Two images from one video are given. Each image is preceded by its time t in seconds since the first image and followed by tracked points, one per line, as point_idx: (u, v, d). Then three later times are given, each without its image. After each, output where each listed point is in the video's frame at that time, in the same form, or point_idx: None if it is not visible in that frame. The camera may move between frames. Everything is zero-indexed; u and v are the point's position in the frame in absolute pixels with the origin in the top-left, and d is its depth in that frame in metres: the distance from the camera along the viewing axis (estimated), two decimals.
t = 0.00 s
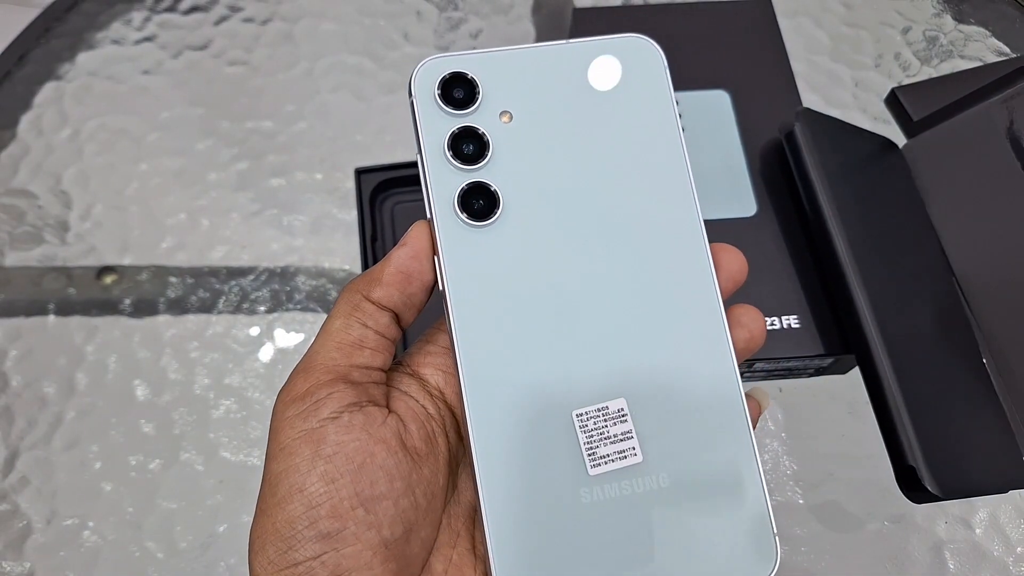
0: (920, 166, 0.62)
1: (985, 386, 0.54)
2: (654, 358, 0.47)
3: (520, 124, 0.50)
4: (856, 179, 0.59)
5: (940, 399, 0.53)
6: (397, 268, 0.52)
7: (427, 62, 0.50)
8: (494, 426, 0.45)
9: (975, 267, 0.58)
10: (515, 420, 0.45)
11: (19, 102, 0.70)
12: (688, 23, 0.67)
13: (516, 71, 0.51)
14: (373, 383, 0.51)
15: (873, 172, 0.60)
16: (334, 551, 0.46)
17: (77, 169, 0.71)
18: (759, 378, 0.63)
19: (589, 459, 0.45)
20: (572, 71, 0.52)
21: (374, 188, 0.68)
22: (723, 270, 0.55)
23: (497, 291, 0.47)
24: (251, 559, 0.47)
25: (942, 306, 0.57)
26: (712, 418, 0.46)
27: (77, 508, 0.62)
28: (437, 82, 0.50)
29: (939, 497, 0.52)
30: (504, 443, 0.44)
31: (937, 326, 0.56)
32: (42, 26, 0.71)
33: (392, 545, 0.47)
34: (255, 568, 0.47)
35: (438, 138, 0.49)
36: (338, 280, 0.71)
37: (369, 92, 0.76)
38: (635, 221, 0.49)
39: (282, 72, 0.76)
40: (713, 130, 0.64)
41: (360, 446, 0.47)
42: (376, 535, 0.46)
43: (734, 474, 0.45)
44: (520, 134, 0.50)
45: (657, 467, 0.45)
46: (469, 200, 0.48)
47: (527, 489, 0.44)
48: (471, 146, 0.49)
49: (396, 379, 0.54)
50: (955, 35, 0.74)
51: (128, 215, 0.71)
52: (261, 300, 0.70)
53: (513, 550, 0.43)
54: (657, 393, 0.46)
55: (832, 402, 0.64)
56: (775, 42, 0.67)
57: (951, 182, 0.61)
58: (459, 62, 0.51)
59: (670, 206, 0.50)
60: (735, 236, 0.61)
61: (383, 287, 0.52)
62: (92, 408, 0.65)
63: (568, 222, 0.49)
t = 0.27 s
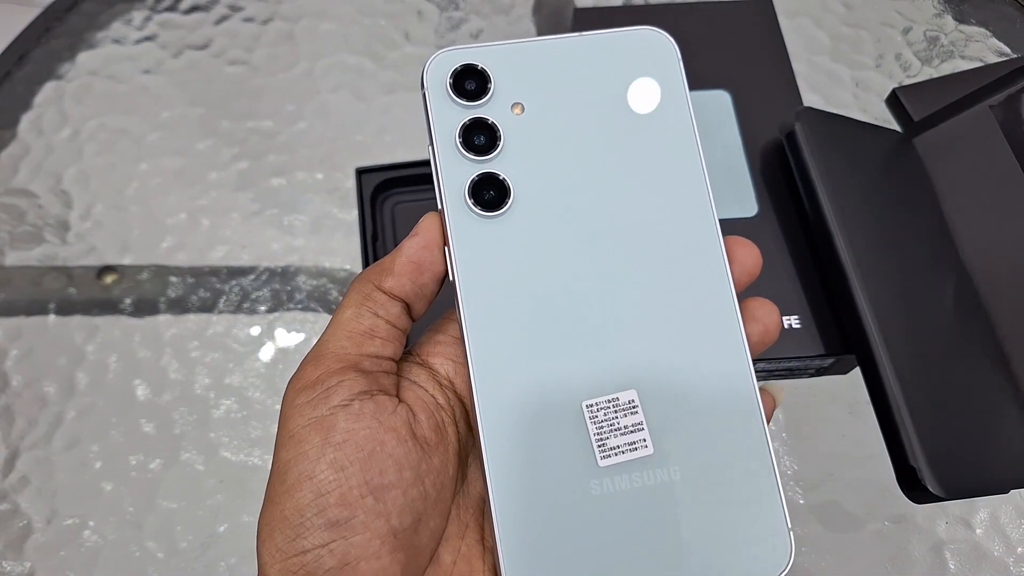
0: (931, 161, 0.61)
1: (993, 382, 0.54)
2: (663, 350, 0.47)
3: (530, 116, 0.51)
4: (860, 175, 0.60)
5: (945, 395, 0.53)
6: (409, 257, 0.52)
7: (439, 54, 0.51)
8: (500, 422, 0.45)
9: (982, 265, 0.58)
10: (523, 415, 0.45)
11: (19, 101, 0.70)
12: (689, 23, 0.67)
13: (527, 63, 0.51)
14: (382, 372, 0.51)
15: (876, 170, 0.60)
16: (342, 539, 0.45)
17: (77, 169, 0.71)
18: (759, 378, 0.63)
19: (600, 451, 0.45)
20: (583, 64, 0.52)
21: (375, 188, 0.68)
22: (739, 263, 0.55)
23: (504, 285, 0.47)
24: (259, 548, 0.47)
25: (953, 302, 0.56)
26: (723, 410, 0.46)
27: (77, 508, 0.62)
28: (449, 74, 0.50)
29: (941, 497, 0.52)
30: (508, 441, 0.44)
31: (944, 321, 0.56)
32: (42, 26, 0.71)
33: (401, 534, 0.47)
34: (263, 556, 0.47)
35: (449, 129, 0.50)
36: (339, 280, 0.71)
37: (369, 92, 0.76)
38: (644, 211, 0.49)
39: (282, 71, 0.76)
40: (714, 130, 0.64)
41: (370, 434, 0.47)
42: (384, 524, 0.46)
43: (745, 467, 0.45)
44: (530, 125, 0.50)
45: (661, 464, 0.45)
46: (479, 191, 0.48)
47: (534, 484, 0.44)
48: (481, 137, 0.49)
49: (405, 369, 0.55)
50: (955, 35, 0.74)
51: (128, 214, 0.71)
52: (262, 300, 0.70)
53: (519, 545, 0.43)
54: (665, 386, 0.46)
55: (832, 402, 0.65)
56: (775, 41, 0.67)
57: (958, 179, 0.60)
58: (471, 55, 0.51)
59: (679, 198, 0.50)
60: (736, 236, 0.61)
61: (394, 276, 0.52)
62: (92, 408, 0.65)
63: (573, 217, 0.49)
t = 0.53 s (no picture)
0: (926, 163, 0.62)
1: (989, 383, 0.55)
2: (660, 351, 0.47)
3: (527, 120, 0.51)
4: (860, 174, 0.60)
5: (943, 395, 0.53)
6: (409, 258, 0.52)
7: (437, 60, 0.51)
8: (499, 422, 0.45)
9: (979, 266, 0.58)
10: (523, 414, 0.45)
11: (19, 101, 0.70)
12: (689, 23, 0.67)
13: (524, 68, 0.52)
14: (382, 372, 0.51)
15: (875, 169, 0.60)
16: (341, 537, 0.45)
17: (77, 169, 0.71)
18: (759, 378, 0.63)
19: (598, 447, 0.45)
20: (580, 69, 0.52)
21: (375, 188, 0.68)
22: (732, 264, 0.55)
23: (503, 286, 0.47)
24: (259, 544, 0.47)
25: (950, 303, 0.56)
26: (722, 408, 0.46)
27: (77, 508, 0.62)
28: (448, 79, 0.50)
29: (940, 497, 0.52)
30: (508, 441, 0.44)
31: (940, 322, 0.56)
32: (42, 26, 0.71)
33: (399, 532, 0.47)
34: (262, 553, 0.47)
35: (447, 134, 0.50)
36: (339, 280, 0.71)
37: (369, 91, 0.76)
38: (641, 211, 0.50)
39: (282, 71, 0.76)
40: (714, 130, 0.64)
41: (369, 432, 0.47)
42: (383, 522, 0.46)
43: (746, 465, 0.45)
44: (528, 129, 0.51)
45: (661, 464, 0.45)
46: (477, 192, 0.48)
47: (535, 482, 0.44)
48: (479, 140, 0.49)
49: (405, 368, 0.55)
50: (955, 35, 0.74)
51: (128, 214, 0.71)
52: (262, 300, 0.70)
53: (518, 544, 0.43)
54: (663, 386, 0.46)
55: (832, 402, 0.64)
56: (775, 42, 0.67)
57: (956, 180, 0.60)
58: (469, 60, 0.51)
59: (678, 198, 0.50)
60: (735, 236, 0.61)
61: (394, 277, 0.53)
62: (92, 408, 0.65)
63: (571, 221, 0.49)
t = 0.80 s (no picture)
0: (927, 158, 0.61)
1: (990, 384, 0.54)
2: (656, 371, 0.47)
3: (522, 145, 0.51)
4: (860, 178, 0.59)
5: (942, 398, 0.53)
6: (407, 279, 0.52)
7: (433, 85, 0.51)
8: (497, 430, 0.45)
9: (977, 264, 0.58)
10: (522, 421, 0.45)
11: (19, 102, 0.70)
12: (688, 23, 0.67)
13: (519, 94, 0.52)
14: (380, 395, 0.51)
15: (875, 168, 0.60)
16: (337, 563, 0.45)
17: (77, 169, 0.71)
18: (759, 378, 0.63)
19: (596, 466, 0.44)
20: (573, 98, 0.53)
21: (374, 189, 0.68)
22: (722, 287, 0.55)
23: (500, 303, 0.47)
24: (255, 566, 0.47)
25: (950, 302, 0.56)
26: (721, 423, 0.46)
27: (77, 508, 0.62)
28: (445, 103, 0.51)
29: (940, 497, 0.52)
30: (508, 443, 0.44)
31: (940, 327, 0.55)
32: (42, 26, 0.71)
33: (396, 557, 0.47)
34: None
35: (444, 155, 0.50)
36: (339, 280, 0.71)
37: (369, 91, 0.76)
38: (636, 238, 0.50)
39: (281, 71, 0.76)
40: (713, 131, 0.64)
41: (366, 456, 0.47)
42: (379, 547, 0.46)
43: (745, 474, 0.45)
44: (523, 154, 0.51)
45: (660, 468, 0.45)
46: (475, 213, 0.49)
47: (537, 495, 0.44)
48: (476, 163, 0.50)
49: (402, 391, 0.55)
50: (955, 35, 0.74)
51: (128, 215, 0.71)
52: (261, 300, 0.70)
53: (518, 552, 0.43)
54: (661, 391, 0.47)
55: (832, 402, 0.64)
56: (775, 42, 0.67)
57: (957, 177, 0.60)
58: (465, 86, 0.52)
59: (673, 221, 0.50)
60: (735, 235, 0.61)
61: (393, 300, 0.52)
62: (92, 408, 0.65)
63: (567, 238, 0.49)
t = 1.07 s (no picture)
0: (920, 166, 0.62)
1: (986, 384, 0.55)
2: (654, 368, 0.47)
3: (521, 134, 0.51)
4: (859, 180, 0.59)
5: (942, 398, 0.53)
6: (403, 273, 0.52)
7: (430, 74, 0.51)
8: (496, 429, 0.45)
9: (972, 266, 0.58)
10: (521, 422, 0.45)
11: (19, 101, 0.70)
12: (689, 23, 0.67)
13: (517, 82, 0.51)
14: (375, 389, 0.51)
15: (874, 170, 0.60)
16: (332, 557, 0.46)
17: (77, 169, 0.71)
18: (759, 378, 0.63)
19: (595, 460, 0.44)
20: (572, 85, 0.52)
21: (375, 188, 0.68)
22: (723, 278, 0.55)
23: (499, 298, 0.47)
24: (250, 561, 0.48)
25: (945, 306, 0.57)
26: (720, 420, 0.46)
27: (77, 508, 0.62)
28: (441, 93, 0.50)
29: (940, 497, 0.52)
30: (508, 442, 0.45)
31: (938, 329, 0.56)
32: (43, 26, 0.71)
33: (392, 551, 0.47)
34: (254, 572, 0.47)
35: (442, 146, 0.49)
36: (339, 280, 0.71)
37: (369, 91, 0.76)
38: (635, 228, 0.49)
39: (282, 71, 0.76)
40: (714, 131, 0.64)
41: (361, 451, 0.47)
42: (375, 542, 0.46)
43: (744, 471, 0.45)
44: (521, 143, 0.51)
45: (662, 467, 0.45)
46: (473, 204, 0.48)
47: (534, 492, 0.44)
48: (474, 153, 0.49)
49: (399, 385, 0.55)
50: (955, 35, 0.74)
51: (128, 214, 0.71)
52: (262, 300, 0.70)
53: (518, 554, 0.43)
54: (659, 391, 0.46)
55: (832, 403, 0.64)
56: (775, 42, 0.67)
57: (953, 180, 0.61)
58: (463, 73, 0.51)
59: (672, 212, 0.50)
60: (735, 235, 0.61)
61: (388, 292, 0.52)
62: (92, 408, 0.65)
63: (568, 232, 0.49)
